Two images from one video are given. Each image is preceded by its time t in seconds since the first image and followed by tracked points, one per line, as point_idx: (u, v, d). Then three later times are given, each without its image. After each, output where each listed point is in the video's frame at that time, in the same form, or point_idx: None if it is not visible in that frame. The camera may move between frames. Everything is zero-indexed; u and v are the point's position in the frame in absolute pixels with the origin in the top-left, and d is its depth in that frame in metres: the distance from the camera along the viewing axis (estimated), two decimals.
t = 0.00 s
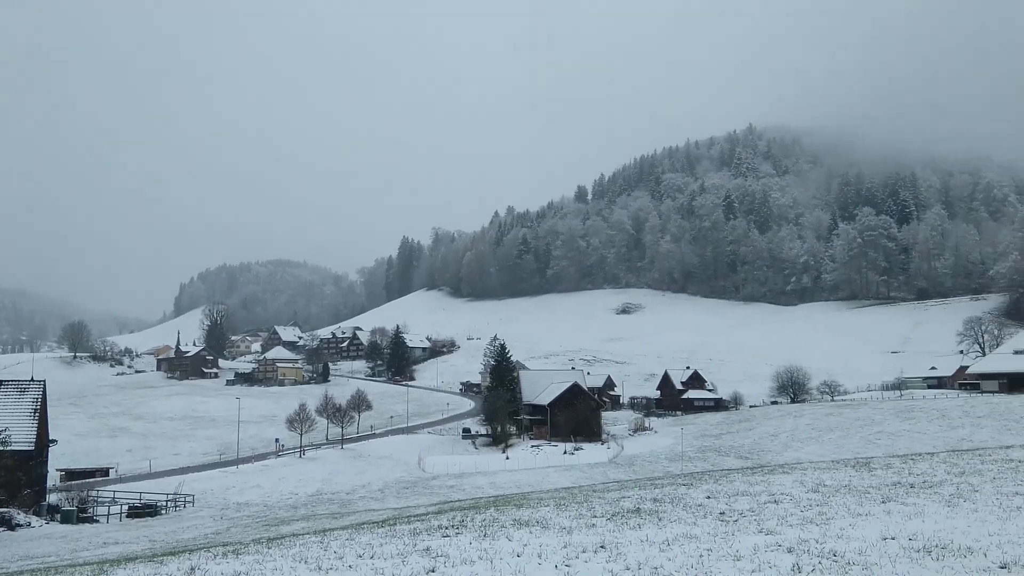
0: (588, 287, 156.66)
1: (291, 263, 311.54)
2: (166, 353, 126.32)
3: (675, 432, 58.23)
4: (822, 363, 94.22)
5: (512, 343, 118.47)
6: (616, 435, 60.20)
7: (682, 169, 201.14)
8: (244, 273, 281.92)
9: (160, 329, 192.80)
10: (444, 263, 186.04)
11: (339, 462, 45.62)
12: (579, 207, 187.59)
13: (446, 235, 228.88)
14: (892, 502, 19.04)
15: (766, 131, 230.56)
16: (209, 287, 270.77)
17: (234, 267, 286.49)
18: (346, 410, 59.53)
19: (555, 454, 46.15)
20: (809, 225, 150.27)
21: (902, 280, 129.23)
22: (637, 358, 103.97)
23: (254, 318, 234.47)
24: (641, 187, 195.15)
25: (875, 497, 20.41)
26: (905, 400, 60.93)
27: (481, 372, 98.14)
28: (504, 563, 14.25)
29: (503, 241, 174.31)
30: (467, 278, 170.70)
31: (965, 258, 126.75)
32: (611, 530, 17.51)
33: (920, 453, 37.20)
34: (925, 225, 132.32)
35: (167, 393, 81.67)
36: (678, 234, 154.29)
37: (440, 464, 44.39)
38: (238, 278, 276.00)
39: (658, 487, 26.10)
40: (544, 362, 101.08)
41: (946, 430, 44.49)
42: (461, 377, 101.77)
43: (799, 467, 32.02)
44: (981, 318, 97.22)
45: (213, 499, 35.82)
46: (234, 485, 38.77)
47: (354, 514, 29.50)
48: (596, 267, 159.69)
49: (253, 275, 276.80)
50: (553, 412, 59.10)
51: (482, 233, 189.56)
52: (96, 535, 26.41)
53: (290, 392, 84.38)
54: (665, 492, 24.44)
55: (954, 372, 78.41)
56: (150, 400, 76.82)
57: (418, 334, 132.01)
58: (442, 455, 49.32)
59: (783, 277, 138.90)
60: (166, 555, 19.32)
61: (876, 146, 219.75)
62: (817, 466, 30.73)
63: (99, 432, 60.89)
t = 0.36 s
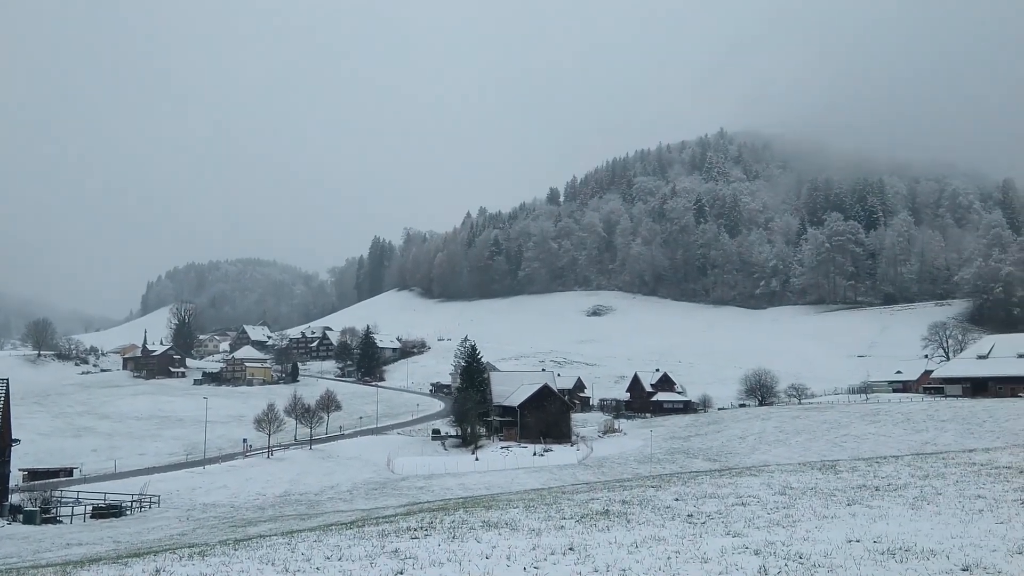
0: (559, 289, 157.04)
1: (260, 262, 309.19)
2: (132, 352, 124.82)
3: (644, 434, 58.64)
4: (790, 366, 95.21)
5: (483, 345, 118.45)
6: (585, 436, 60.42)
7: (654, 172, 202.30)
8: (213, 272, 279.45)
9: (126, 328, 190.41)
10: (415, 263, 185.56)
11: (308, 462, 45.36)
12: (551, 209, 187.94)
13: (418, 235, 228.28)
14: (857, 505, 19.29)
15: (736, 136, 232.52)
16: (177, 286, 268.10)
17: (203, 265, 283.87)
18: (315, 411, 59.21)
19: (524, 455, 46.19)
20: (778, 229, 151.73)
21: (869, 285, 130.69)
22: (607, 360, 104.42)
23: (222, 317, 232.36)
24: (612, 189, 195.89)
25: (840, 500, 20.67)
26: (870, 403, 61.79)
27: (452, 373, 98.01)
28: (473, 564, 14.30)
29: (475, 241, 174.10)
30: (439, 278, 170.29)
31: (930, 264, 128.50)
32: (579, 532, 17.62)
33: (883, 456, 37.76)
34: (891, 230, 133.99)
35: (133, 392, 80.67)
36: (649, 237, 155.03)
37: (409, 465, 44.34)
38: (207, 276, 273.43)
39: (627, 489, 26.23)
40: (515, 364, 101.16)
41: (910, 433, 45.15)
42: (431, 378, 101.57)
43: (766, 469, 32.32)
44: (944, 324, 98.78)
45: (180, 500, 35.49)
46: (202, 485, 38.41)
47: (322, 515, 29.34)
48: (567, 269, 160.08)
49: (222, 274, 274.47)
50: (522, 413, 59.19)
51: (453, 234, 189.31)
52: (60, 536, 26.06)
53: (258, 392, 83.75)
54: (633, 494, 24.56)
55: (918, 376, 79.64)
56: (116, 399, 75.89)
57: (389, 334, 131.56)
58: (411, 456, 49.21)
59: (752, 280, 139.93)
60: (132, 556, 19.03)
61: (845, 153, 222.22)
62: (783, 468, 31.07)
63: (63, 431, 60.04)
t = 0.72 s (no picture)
0: (540, 288, 157.15)
1: (241, 258, 307.48)
2: (108, 347, 123.57)
3: (623, 433, 58.83)
4: (768, 367, 95.85)
5: (463, 343, 118.32)
6: (564, 435, 60.51)
7: (635, 173, 203.02)
8: (192, 268, 277.68)
9: (103, 323, 188.70)
10: (396, 261, 185.09)
11: (286, 460, 45.12)
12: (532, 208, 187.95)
13: (399, 233, 227.72)
14: (834, 506, 19.45)
15: (718, 138, 233.69)
16: (155, 281, 266.15)
17: (181, 261, 281.98)
18: (294, 407, 58.95)
19: (503, 454, 46.21)
20: (758, 231, 152.63)
21: (847, 286, 131.61)
22: (587, 359, 104.66)
23: (200, 313, 230.73)
24: (594, 189, 196.22)
25: (816, 500, 20.81)
26: (847, 404, 62.34)
27: (431, 371, 97.80)
28: (453, 563, 14.25)
29: (456, 240, 173.79)
30: (419, 276, 169.94)
31: (908, 266, 129.74)
32: (559, 531, 17.63)
33: (860, 457, 38.11)
34: (870, 233, 135.04)
35: (109, 388, 79.90)
36: (629, 237, 155.36)
37: (388, 463, 44.27)
38: (186, 272, 271.51)
39: (605, 489, 26.31)
40: (494, 363, 101.17)
41: (886, 434, 45.60)
42: (411, 377, 101.34)
43: (743, 470, 32.53)
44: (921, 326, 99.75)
45: (156, 497, 35.21)
46: (178, 483, 38.12)
47: (299, 513, 29.17)
48: (548, 268, 160.16)
49: (201, 270, 272.80)
50: (502, 412, 59.17)
51: (435, 232, 189.01)
52: (33, 532, 25.78)
53: (236, 389, 83.23)
54: (612, 494, 24.59)
55: (895, 379, 80.36)
56: (92, 394, 75.14)
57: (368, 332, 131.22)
58: (390, 454, 49.11)
59: (732, 281, 140.71)
60: (108, 554, 18.87)
61: (824, 155, 223.87)
62: (761, 469, 31.32)
63: (39, 427, 59.37)
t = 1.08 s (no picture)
0: (530, 287, 157.22)
1: (229, 256, 306.13)
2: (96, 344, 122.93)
3: (612, 432, 58.96)
4: (756, 366, 96.23)
5: (453, 341, 118.25)
6: (553, 434, 60.58)
7: (625, 172, 203.31)
8: (180, 264, 276.40)
9: (90, 319, 187.63)
10: (385, 259, 184.72)
11: (274, 457, 44.98)
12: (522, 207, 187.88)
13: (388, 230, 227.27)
14: (821, 505, 19.53)
15: (707, 137, 234.32)
16: (143, 278, 264.90)
17: (169, 257, 280.57)
18: (282, 405, 58.74)
19: (492, 453, 46.22)
20: (747, 230, 153.19)
21: (835, 287, 132.23)
22: (576, 358, 104.81)
23: (188, 310, 229.67)
24: (584, 188, 196.36)
25: (804, 500, 20.89)
26: (835, 404, 62.69)
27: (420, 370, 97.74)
28: (442, 562, 14.22)
29: (446, 238, 173.57)
30: (409, 274, 169.76)
31: (895, 267, 130.58)
32: (547, 529, 17.64)
33: (847, 456, 38.32)
34: (859, 234, 135.74)
35: (96, 385, 79.44)
36: (619, 236, 155.59)
37: (377, 461, 44.23)
38: (174, 269, 270.27)
39: (595, 487, 26.37)
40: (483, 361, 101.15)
41: (874, 434, 45.87)
42: (400, 375, 101.23)
43: (731, 468, 32.68)
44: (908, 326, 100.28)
45: (143, 494, 35.01)
46: (166, 481, 37.94)
47: (287, 511, 29.11)
48: (538, 267, 160.23)
49: (189, 267, 271.63)
50: (491, 411, 59.16)
51: (425, 229, 188.70)
52: (19, 530, 25.60)
53: (225, 386, 82.87)
54: (599, 493, 24.62)
55: (882, 378, 80.79)
56: (78, 391, 74.68)
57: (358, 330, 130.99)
58: (379, 451, 49.06)
59: (720, 281, 141.19)
60: (93, 552, 18.69)
61: (813, 155, 224.82)
62: (749, 468, 31.44)
63: (25, 424, 58.95)
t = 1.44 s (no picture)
0: (518, 285, 157.26)
1: (217, 253, 304.97)
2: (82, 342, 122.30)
3: (600, 430, 59.00)
4: (744, 364, 96.53)
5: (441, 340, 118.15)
6: (543, 432, 60.57)
7: (614, 170, 203.45)
8: (167, 262, 275.11)
9: (76, 318, 186.57)
10: (374, 257, 184.33)
11: (262, 456, 44.84)
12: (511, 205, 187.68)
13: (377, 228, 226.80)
14: (810, 502, 19.65)
15: (695, 136, 234.83)
16: (130, 276, 263.65)
17: (157, 255, 279.32)
18: (270, 404, 58.51)
19: (481, 451, 46.19)
20: (735, 229, 153.60)
21: (823, 285, 132.97)
22: (565, 356, 104.88)
23: (176, 308, 228.62)
24: (573, 186, 196.44)
25: (792, 496, 21.00)
26: (822, 401, 63.01)
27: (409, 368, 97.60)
28: (431, 559, 14.24)
29: (434, 236, 173.32)
30: (397, 272, 169.47)
31: (882, 266, 131.21)
32: (536, 527, 17.66)
33: (834, 453, 38.55)
34: (846, 232, 136.31)
35: (83, 383, 79.01)
36: (607, 234, 155.70)
37: (365, 459, 44.15)
38: (161, 267, 269.06)
39: (584, 485, 26.40)
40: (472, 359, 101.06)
41: (861, 431, 46.08)
42: (389, 373, 101.08)
43: (720, 466, 32.76)
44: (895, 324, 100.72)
45: (131, 493, 34.85)
46: (154, 479, 37.79)
47: (276, 510, 29.04)
48: (527, 265, 160.26)
49: (176, 265, 270.41)
50: (480, 409, 59.11)
51: (413, 228, 188.37)
52: (6, 530, 25.45)
53: (212, 385, 82.56)
54: (589, 490, 24.66)
55: (869, 375, 81.11)
56: (65, 390, 74.27)
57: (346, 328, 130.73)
58: (367, 450, 48.96)
59: (708, 279, 141.56)
60: (80, 551, 18.56)
61: (800, 153, 225.63)
62: (737, 466, 31.52)
63: (11, 423, 58.58)
